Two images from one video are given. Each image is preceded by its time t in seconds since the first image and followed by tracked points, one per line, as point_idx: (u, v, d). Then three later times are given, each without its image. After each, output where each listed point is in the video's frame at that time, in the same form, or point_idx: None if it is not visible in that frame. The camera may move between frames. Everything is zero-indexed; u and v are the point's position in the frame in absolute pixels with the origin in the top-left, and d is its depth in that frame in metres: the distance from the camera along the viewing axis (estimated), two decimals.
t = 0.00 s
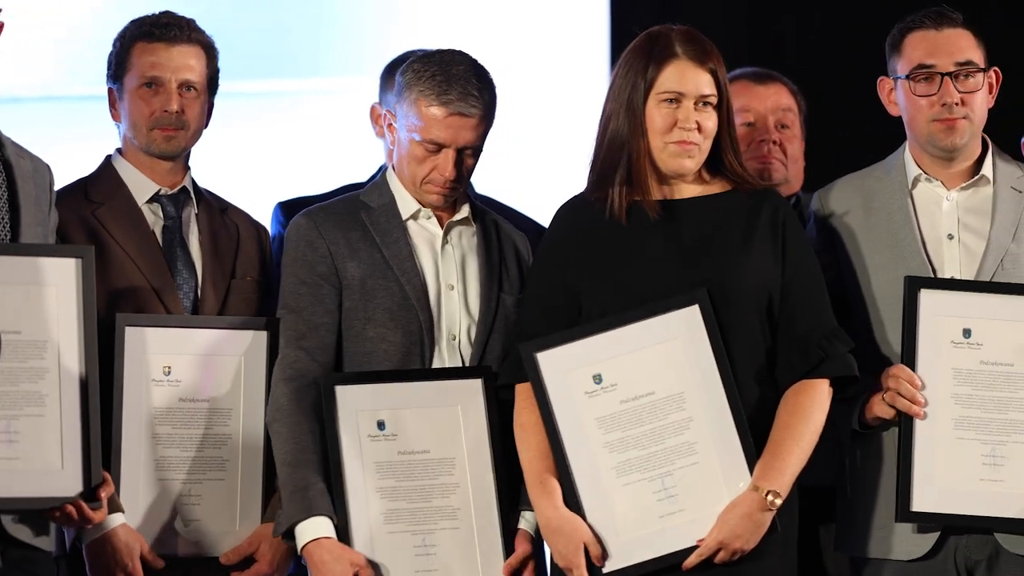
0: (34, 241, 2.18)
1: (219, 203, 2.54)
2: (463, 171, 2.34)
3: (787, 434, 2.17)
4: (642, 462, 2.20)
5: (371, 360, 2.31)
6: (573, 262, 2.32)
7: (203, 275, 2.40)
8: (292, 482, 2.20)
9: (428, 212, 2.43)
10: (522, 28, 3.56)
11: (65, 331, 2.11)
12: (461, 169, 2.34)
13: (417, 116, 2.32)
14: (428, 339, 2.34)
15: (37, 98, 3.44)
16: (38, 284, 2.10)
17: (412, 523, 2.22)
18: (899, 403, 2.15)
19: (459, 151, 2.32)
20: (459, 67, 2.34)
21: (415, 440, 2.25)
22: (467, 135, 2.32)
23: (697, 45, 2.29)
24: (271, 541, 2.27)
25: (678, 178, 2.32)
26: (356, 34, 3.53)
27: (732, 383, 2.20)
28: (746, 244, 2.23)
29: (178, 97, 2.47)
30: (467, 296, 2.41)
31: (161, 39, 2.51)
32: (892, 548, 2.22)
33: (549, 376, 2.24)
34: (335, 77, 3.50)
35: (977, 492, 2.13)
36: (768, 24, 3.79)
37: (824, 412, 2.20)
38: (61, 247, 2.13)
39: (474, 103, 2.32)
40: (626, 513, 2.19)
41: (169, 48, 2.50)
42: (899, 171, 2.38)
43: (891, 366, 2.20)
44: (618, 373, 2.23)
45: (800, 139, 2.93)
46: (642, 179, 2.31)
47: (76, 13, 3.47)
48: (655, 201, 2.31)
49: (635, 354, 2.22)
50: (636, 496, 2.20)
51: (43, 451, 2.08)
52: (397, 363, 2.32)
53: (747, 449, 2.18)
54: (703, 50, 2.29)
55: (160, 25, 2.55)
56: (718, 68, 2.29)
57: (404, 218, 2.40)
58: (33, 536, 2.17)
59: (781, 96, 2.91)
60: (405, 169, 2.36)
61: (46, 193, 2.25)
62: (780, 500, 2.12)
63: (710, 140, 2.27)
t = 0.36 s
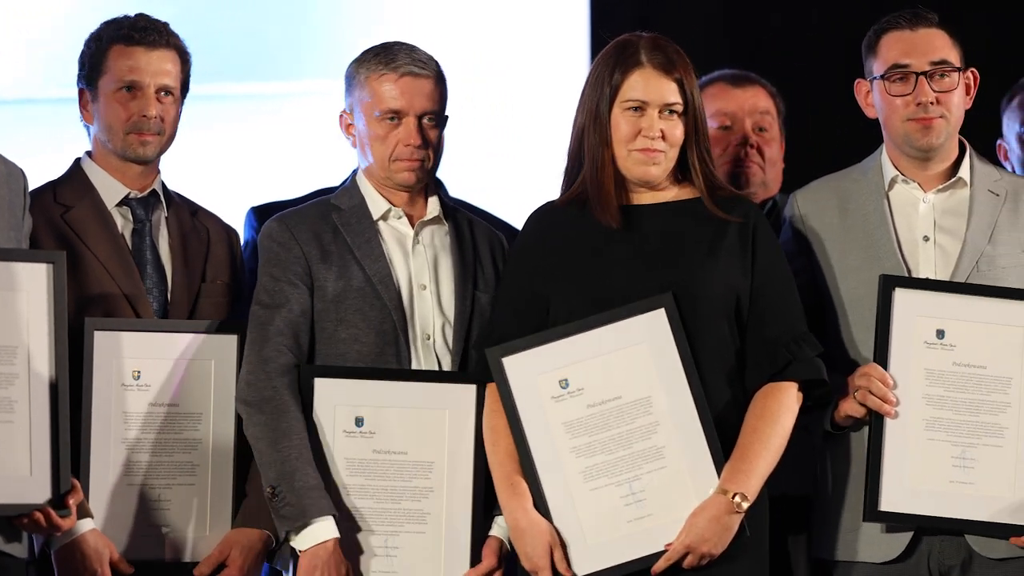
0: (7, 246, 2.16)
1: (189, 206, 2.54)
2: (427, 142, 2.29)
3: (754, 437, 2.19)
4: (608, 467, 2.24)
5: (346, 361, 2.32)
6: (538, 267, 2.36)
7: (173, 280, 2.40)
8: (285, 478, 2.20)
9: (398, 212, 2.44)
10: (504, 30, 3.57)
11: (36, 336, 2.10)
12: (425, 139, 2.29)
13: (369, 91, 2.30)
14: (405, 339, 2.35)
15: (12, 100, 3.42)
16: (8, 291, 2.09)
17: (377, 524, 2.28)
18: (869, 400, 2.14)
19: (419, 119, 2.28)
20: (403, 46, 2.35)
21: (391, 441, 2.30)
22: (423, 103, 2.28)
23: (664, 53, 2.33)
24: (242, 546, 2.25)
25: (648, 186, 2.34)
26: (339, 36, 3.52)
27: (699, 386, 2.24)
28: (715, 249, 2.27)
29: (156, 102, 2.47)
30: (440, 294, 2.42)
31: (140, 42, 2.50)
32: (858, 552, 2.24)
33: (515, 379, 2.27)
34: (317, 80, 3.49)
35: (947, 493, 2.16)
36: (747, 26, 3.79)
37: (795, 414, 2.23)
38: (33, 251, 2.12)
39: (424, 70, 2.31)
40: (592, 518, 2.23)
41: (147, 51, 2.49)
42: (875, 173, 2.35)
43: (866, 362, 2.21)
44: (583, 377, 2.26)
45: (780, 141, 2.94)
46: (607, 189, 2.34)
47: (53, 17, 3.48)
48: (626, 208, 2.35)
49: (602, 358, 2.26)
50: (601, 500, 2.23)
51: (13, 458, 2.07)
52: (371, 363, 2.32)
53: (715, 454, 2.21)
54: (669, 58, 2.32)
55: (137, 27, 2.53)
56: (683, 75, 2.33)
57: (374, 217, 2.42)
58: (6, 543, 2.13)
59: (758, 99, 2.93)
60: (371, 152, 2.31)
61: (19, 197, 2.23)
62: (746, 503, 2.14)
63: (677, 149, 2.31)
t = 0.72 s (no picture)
0: None
1: (152, 204, 2.53)
2: (381, 133, 2.29)
3: (724, 435, 2.18)
4: (576, 466, 2.22)
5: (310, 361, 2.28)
6: (505, 267, 2.35)
7: (135, 279, 2.39)
8: (245, 485, 2.19)
9: (358, 208, 2.42)
10: (480, 32, 3.57)
11: None
12: (379, 130, 2.28)
13: (320, 85, 2.29)
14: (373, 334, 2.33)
15: None
16: None
17: (343, 503, 2.26)
18: (835, 398, 2.13)
19: (371, 109, 2.28)
20: (352, 41, 2.35)
21: (357, 418, 2.27)
22: (375, 94, 2.28)
23: (628, 51, 2.34)
24: (206, 546, 2.22)
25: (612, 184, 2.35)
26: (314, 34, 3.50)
27: (666, 385, 2.22)
28: (683, 246, 2.26)
29: (127, 100, 2.46)
30: (406, 288, 2.40)
31: (110, 40, 2.48)
32: (820, 551, 2.25)
33: (482, 379, 2.25)
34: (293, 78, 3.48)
35: (914, 490, 2.15)
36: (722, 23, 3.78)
37: (763, 412, 2.21)
38: None
39: (373, 62, 2.31)
40: (561, 519, 2.22)
41: (118, 49, 2.47)
42: (842, 171, 2.34)
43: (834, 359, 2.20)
44: (549, 377, 2.25)
45: (746, 139, 3.01)
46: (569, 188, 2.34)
47: (21, 16, 3.45)
48: (589, 206, 2.35)
49: (568, 357, 2.24)
50: (570, 500, 2.22)
51: None
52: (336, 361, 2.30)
53: (684, 452, 2.20)
54: (633, 56, 2.33)
55: (107, 25, 2.51)
56: (647, 72, 2.33)
57: (335, 215, 2.39)
58: None
59: (724, 97, 2.99)
60: (325, 146, 2.30)
61: None
62: (716, 502, 2.14)
63: (640, 145, 2.31)
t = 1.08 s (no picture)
0: None
1: (107, 209, 2.51)
2: (328, 134, 2.42)
3: (684, 440, 2.16)
4: (535, 472, 2.20)
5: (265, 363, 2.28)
6: (465, 269, 2.32)
7: (90, 283, 2.37)
8: (201, 489, 2.19)
9: (310, 211, 2.45)
10: (448, 38, 3.59)
11: None
12: (326, 131, 2.42)
13: (268, 88, 2.42)
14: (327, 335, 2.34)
15: None
16: None
17: (299, 501, 2.27)
18: (790, 403, 2.12)
19: (319, 111, 2.41)
20: (298, 45, 2.48)
21: (312, 415, 2.28)
22: (322, 96, 2.42)
23: (590, 48, 2.32)
24: (158, 555, 2.20)
25: (575, 181, 2.33)
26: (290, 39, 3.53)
27: (625, 387, 2.21)
28: (644, 248, 2.24)
29: (86, 105, 2.45)
30: (360, 289, 2.43)
31: (71, 43, 2.46)
32: (783, 559, 2.21)
33: (440, 385, 2.23)
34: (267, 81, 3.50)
35: (870, 496, 2.14)
36: (689, 31, 3.81)
37: (724, 415, 2.19)
38: None
39: (320, 64, 2.45)
40: (519, 524, 2.19)
41: (78, 53, 2.46)
42: (799, 176, 2.33)
43: (788, 364, 2.18)
44: (508, 381, 2.22)
45: (703, 142, 3.02)
46: (532, 187, 2.32)
47: None
48: (554, 206, 2.32)
49: (528, 361, 2.22)
50: (530, 505, 2.20)
51: None
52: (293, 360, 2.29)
53: (642, 456, 2.19)
54: (595, 52, 2.32)
55: (69, 28, 2.49)
56: (610, 69, 2.32)
57: (285, 218, 2.42)
58: None
59: (680, 99, 2.99)
60: (274, 148, 2.42)
61: None
62: (674, 509, 2.13)
63: (603, 142, 2.29)
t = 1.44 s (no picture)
0: None
1: (59, 212, 2.52)
2: (275, 135, 2.51)
3: (639, 444, 2.14)
4: (489, 474, 2.18)
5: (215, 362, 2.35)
6: (421, 271, 2.31)
7: (41, 286, 2.37)
8: (144, 490, 2.21)
9: (259, 214, 2.51)
10: (417, 42, 3.60)
11: None
12: (273, 132, 2.51)
13: (214, 91, 2.51)
14: (276, 336, 2.40)
15: None
16: None
17: (245, 513, 2.31)
18: (743, 406, 2.12)
19: (265, 112, 2.50)
20: (243, 48, 2.58)
21: (256, 428, 2.32)
22: (268, 98, 2.51)
23: (551, 53, 2.30)
24: (110, 557, 2.25)
25: (533, 186, 2.31)
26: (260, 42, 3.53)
27: (581, 389, 2.19)
28: (600, 252, 2.23)
29: (41, 109, 2.48)
30: (309, 291, 2.49)
31: (27, 48, 2.48)
32: (739, 563, 2.20)
33: (396, 386, 2.22)
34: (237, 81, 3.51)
35: (822, 499, 2.15)
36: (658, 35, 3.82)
37: (679, 417, 2.18)
38: None
39: (266, 66, 2.55)
40: (473, 527, 2.18)
41: (34, 57, 2.48)
42: (753, 180, 2.33)
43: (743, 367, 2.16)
44: (463, 384, 2.21)
45: (659, 146, 3.02)
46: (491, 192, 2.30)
47: None
48: (513, 210, 2.31)
49: (483, 363, 2.20)
50: (484, 508, 2.18)
51: None
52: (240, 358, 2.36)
53: (598, 461, 2.17)
54: (556, 57, 2.30)
55: (24, 32, 2.50)
56: (570, 74, 2.30)
57: (234, 221, 2.48)
58: None
59: (637, 103, 3.00)
60: (222, 150, 2.51)
61: None
62: (627, 513, 2.11)
63: (562, 148, 2.28)
